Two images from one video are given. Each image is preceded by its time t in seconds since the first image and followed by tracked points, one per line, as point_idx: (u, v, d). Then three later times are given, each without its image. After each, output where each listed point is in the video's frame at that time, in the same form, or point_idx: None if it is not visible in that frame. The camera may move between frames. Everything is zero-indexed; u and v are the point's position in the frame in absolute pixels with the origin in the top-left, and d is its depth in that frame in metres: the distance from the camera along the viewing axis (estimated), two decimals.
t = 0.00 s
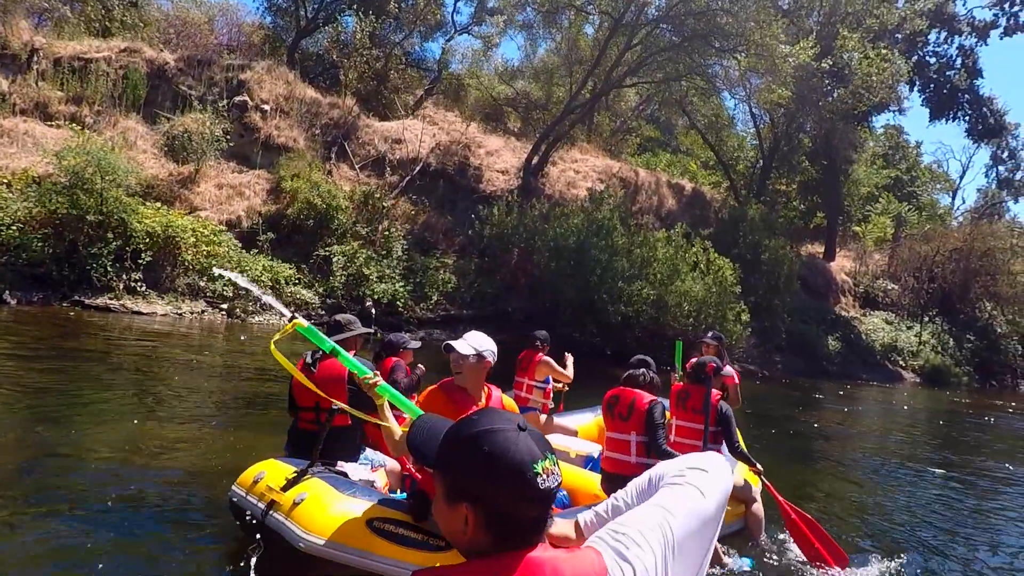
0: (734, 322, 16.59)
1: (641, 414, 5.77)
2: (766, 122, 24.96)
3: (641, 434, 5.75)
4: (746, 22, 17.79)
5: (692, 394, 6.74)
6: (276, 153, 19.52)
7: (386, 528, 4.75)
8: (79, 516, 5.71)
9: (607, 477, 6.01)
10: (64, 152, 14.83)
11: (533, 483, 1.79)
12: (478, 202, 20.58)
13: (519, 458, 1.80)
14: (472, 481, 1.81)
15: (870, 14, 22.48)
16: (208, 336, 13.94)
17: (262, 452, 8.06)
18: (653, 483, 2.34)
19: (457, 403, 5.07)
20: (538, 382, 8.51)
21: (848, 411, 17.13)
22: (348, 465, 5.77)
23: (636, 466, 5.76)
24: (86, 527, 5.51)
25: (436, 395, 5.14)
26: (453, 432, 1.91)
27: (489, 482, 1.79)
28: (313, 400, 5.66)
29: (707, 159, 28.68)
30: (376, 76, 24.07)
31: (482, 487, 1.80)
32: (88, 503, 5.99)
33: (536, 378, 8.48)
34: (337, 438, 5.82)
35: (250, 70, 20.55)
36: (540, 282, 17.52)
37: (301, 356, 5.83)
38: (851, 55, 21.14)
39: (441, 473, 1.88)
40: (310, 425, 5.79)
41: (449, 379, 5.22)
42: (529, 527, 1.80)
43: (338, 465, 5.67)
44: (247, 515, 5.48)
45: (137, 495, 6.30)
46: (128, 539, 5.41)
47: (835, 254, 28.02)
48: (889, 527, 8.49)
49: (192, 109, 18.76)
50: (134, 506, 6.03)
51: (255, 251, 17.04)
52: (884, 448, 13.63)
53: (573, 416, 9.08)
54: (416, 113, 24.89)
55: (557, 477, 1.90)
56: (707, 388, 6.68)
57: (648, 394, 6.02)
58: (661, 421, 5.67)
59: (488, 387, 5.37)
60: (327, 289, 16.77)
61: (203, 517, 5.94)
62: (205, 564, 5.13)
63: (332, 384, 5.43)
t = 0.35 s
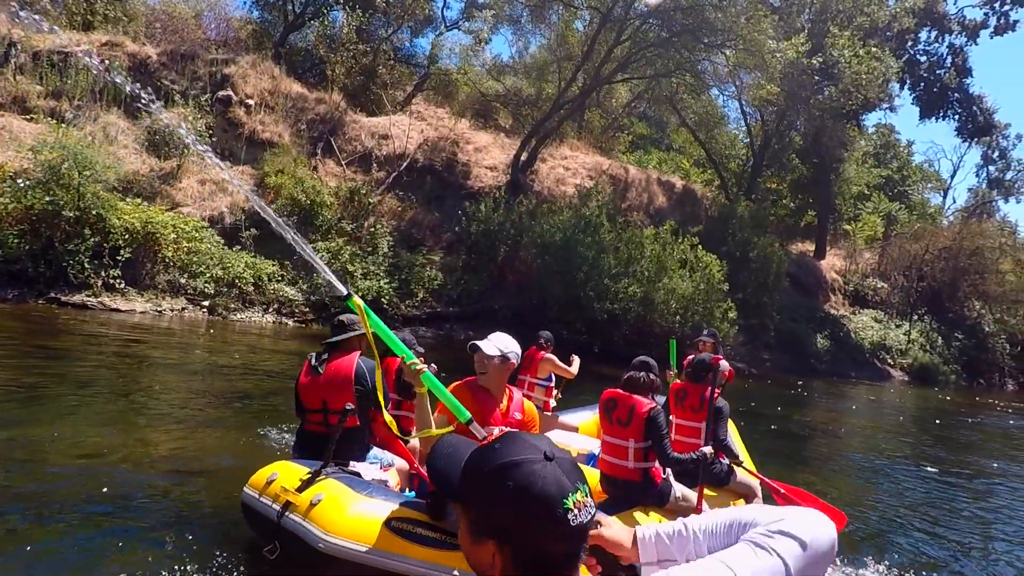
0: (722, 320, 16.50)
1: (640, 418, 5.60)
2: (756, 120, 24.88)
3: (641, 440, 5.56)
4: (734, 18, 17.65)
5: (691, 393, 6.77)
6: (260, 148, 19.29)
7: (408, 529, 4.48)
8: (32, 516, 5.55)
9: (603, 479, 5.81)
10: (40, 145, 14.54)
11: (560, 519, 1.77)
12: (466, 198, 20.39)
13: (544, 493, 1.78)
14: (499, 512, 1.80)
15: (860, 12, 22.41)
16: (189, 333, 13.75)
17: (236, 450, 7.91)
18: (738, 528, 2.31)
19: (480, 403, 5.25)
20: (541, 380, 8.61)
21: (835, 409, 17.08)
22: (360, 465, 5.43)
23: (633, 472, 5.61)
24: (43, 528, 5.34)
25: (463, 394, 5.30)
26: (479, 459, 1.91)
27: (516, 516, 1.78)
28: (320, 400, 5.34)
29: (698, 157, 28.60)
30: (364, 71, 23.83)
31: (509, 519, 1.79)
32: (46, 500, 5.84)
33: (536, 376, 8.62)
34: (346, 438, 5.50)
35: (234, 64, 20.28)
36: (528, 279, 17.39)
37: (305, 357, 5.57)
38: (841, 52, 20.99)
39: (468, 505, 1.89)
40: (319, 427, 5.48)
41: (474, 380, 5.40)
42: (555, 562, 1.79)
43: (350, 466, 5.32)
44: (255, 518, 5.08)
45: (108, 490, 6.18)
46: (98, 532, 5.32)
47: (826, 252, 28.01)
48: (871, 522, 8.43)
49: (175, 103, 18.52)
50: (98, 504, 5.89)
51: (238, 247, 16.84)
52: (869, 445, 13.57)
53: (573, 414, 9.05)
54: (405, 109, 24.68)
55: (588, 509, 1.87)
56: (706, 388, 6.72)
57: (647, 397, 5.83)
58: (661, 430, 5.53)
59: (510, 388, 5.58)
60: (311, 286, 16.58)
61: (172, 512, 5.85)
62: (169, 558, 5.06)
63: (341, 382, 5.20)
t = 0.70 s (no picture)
0: (707, 314, 16.42)
1: (643, 417, 5.61)
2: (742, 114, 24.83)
3: (644, 438, 5.63)
4: (716, 10, 17.49)
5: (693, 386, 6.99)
6: (241, 146, 19.04)
7: (417, 525, 4.68)
8: None
9: (608, 473, 5.93)
10: (10, 145, 14.33)
11: (537, 526, 1.76)
12: (450, 194, 20.18)
13: (522, 501, 1.76)
14: (477, 520, 1.78)
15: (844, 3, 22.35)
16: (169, 334, 13.56)
17: (209, 451, 7.76)
18: None
19: (484, 405, 5.25)
20: (542, 378, 8.62)
21: (822, 401, 17.08)
22: (370, 464, 5.58)
23: (637, 468, 5.69)
24: None
25: (467, 395, 5.30)
26: (457, 466, 1.88)
27: (492, 524, 1.76)
28: (327, 404, 5.43)
29: (686, 151, 28.53)
30: (347, 67, 23.55)
31: (489, 527, 1.76)
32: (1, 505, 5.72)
33: (536, 374, 8.67)
34: (355, 439, 5.63)
35: (214, 61, 19.99)
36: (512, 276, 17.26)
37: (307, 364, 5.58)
38: (826, 45, 20.86)
39: (446, 513, 1.85)
40: (326, 430, 5.57)
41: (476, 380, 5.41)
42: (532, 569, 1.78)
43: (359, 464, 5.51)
44: (267, 520, 5.17)
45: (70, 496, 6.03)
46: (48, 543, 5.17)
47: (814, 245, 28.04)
48: (851, 514, 8.34)
49: (152, 101, 18.22)
50: (57, 509, 5.72)
51: (218, 247, 16.63)
52: (853, 437, 13.53)
53: (575, 409, 8.98)
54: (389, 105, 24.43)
55: (563, 512, 1.86)
56: (707, 380, 6.97)
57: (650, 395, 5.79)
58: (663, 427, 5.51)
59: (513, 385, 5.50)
60: (293, 285, 16.41)
61: (133, 518, 5.69)
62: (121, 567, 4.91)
63: (347, 386, 5.29)
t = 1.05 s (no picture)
0: (691, 311, 16.40)
1: (645, 411, 5.91)
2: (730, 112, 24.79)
3: (647, 431, 5.91)
4: (701, 6, 17.40)
5: (700, 386, 7.21)
6: (223, 141, 18.77)
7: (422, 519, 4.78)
8: None
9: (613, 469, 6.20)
10: None
11: (613, 501, 1.90)
12: (435, 191, 20.01)
13: (599, 477, 1.90)
14: (556, 487, 1.94)
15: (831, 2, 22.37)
16: (145, 330, 13.33)
17: (180, 450, 7.57)
18: None
19: (484, 407, 5.02)
20: (544, 377, 8.64)
21: (806, 398, 17.10)
22: (376, 459, 5.94)
23: (641, 462, 5.96)
24: None
25: (466, 403, 5.02)
26: (539, 436, 2.04)
27: (577, 491, 1.91)
28: (340, 400, 5.71)
29: (675, 149, 28.49)
30: (333, 62, 23.28)
31: (564, 496, 1.92)
32: None
33: (536, 374, 8.67)
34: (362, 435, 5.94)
35: (195, 54, 19.69)
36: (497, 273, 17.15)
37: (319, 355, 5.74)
38: (812, 43, 20.81)
39: (530, 473, 2.01)
40: (338, 427, 5.80)
41: (472, 381, 5.14)
42: (601, 539, 1.94)
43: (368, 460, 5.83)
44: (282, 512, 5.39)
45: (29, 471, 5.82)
46: (2, 512, 4.98)
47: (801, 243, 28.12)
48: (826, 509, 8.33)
49: (131, 94, 17.92)
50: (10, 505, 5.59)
51: (197, 243, 16.42)
52: (834, 433, 13.54)
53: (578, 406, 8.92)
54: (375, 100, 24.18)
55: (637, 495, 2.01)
56: (715, 380, 7.19)
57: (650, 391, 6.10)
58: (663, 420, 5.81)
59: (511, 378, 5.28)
60: (274, 281, 16.23)
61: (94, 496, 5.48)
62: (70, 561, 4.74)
63: (362, 384, 5.57)
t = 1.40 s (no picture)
0: (677, 314, 16.32)
1: (651, 411, 6.33)
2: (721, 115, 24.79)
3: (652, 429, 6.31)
4: (690, 8, 17.39)
5: (711, 390, 7.59)
6: (208, 137, 18.58)
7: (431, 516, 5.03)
8: None
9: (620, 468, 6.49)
10: None
11: (665, 523, 1.89)
12: (423, 190, 19.88)
13: (656, 497, 1.87)
14: (609, 502, 1.87)
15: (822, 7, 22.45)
16: (122, 328, 13.10)
17: (154, 448, 7.42)
18: None
19: (481, 410, 4.90)
20: (549, 380, 8.60)
21: (792, 402, 17.03)
22: (384, 459, 5.95)
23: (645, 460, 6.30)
24: None
25: (463, 410, 4.88)
26: (594, 444, 1.96)
27: (631, 508, 1.86)
28: (353, 397, 5.71)
29: (666, 151, 28.47)
30: (323, 59, 23.12)
31: (617, 510, 1.87)
32: None
33: (543, 377, 8.65)
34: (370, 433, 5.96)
35: (182, 49, 19.51)
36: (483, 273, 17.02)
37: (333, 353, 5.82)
38: (801, 47, 20.83)
39: (582, 480, 1.92)
40: (348, 425, 5.76)
41: (465, 386, 5.01)
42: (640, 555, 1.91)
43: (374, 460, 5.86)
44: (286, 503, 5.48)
45: (8, 489, 5.78)
46: None
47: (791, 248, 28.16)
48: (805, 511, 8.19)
49: (115, 87, 17.73)
50: None
51: (179, 239, 16.23)
52: (818, 437, 13.45)
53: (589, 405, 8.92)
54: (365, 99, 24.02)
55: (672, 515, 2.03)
56: (727, 386, 7.56)
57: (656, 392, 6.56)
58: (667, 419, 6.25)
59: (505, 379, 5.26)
60: (256, 279, 16.04)
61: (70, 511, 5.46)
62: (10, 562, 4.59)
63: (375, 383, 5.62)
